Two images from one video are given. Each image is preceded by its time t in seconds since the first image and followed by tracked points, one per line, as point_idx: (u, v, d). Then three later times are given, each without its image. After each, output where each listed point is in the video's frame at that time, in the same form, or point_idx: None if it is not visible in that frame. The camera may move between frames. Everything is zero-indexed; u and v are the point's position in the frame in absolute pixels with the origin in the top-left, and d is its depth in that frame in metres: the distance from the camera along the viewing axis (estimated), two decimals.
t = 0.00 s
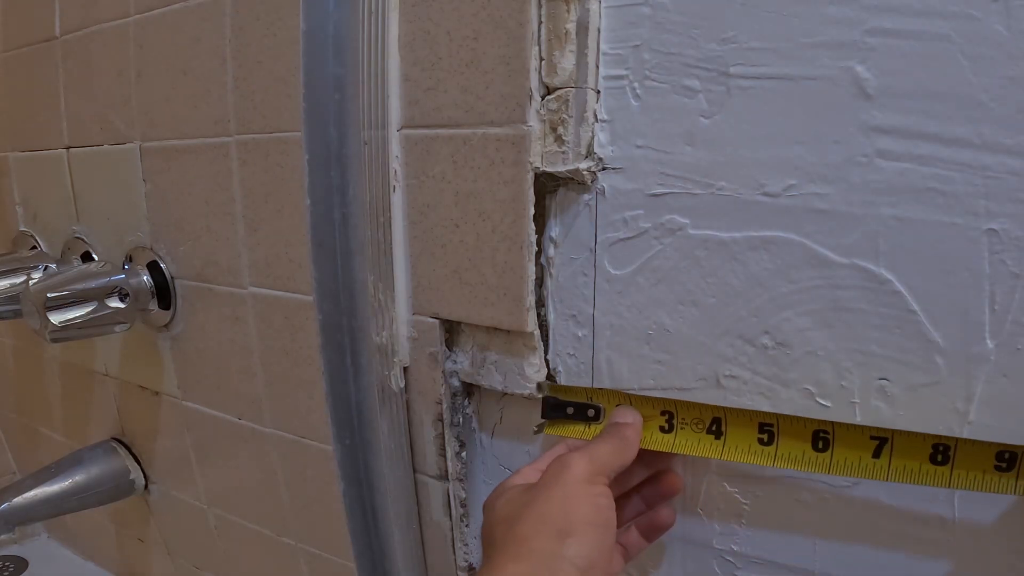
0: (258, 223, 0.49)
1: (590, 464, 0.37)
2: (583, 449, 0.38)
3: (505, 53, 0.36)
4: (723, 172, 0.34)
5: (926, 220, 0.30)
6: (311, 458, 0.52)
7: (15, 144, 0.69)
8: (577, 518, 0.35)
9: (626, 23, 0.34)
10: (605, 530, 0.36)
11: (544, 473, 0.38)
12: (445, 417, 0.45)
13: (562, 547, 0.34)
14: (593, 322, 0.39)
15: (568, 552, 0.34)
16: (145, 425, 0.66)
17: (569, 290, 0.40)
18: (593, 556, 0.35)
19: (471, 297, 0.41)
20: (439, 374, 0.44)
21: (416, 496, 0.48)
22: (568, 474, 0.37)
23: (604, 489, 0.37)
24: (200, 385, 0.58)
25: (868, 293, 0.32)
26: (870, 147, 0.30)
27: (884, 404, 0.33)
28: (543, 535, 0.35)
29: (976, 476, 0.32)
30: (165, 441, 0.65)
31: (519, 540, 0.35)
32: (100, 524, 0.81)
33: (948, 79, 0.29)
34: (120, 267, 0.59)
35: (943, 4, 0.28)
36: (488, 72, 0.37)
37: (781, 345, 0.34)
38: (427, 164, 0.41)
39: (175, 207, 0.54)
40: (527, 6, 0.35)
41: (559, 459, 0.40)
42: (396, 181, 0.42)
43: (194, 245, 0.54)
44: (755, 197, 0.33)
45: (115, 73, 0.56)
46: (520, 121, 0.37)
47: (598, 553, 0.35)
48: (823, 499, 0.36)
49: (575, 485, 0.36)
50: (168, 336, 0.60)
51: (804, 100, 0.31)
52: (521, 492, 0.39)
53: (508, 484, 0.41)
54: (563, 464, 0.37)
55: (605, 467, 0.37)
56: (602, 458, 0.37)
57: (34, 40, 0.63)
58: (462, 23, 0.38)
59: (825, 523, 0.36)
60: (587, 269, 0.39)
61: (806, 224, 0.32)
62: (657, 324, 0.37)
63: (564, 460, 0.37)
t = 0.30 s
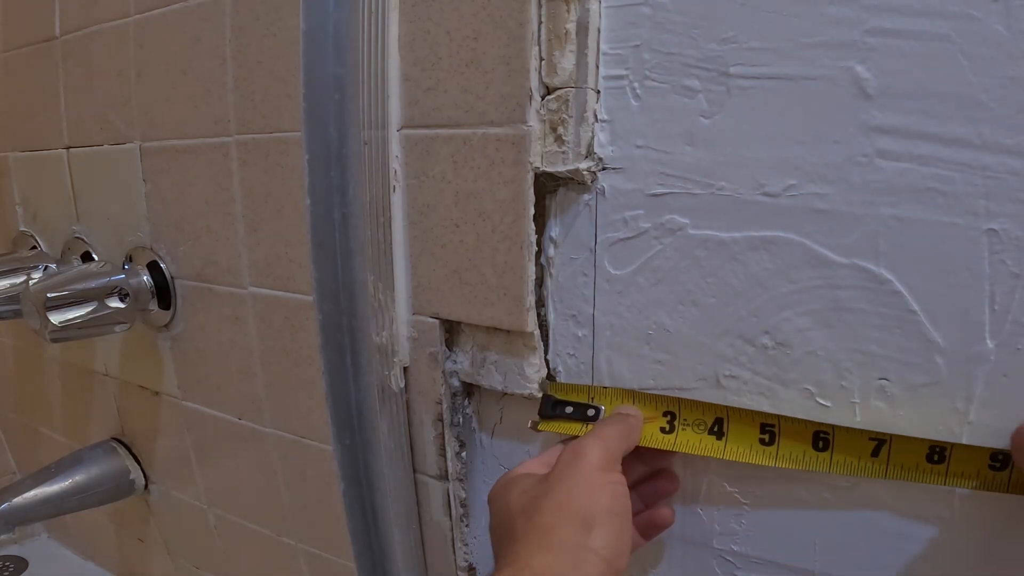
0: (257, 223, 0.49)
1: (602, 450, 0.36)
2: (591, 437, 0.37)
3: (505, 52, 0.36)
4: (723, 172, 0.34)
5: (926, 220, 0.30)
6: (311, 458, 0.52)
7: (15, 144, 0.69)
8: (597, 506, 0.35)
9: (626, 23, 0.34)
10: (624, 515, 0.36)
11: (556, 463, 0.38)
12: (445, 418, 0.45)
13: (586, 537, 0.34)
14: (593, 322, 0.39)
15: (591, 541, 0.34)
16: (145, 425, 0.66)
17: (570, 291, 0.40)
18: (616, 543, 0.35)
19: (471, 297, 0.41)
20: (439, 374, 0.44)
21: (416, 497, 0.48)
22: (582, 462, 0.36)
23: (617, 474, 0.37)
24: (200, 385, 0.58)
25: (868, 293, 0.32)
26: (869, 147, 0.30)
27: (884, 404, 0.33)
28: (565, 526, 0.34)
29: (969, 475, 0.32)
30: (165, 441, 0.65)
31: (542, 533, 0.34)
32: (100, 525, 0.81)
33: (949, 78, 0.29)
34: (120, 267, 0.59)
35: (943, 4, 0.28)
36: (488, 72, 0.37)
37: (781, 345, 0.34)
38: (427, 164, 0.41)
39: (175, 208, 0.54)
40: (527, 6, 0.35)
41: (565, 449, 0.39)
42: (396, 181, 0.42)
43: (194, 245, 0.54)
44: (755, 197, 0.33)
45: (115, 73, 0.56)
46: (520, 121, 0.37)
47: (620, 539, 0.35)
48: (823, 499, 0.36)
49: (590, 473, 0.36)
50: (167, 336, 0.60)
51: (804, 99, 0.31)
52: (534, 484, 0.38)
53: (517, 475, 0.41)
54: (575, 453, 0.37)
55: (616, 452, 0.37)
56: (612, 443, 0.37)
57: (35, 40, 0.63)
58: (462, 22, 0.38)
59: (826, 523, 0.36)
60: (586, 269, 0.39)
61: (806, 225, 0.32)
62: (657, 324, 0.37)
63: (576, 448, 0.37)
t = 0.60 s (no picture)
0: (257, 223, 0.49)
1: (601, 437, 0.36)
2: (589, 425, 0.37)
3: (505, 52, 0.36)
4: (723, 172, 0.34)
5: (925, 220, 0.30)
6: (311, 458, 0.52)
7: (15, 143, 0.69)
8: (595, 494, 0.35)
9: (626, 23, 0.34)
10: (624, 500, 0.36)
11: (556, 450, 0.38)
12: (445, 418, 0.45)
13: (585, 523, 0.35)
14: (594, 322, 0.39)
15: (590, 526, 0.35)
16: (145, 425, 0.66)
17: (570, 291, 0.40)
18: (616, 528, 0.35)
19: (471, 296, 0.41)
20: (439, 373, 0.44)
21: (416, 496, 0.48)
22: (581, 450, 0.36)
23: (617, 459, 0.37)
24: (200, 385, 0.58)
25: (868, 293, 0.32)
26: (870, 147, 0.30)
27: (884, 404, 0.33)
28: (564, 513, 0.35)
29: (965, 473, 0.32)
30: (165, 441, 0.65)
31: (542, 520, 0.35)
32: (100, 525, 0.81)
33: (949, 78, 0.29)
34: (121, 267, 0.59)
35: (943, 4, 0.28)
36: (488, 72, 0.37)
37: (781, 345, 0.34)
38: (427, 164, 0.41)
39: (175, 208, 0.54)
40: (527, 6, 0.35)
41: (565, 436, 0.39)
42: (396, 181, 0.42)
43: (194, 245, 0.54)
44: (755, 197, 0.33)
45: (115, 73, 0.56)
46: (520, 122, 0.37)
47: (621, 523, 0.36)
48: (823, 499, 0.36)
49: (588, 460, 0.36)
50: (167, 336, 0.60)
51: (804, 99, 0.31)
52: (536, 472, 0.39)
53: (519, 463, 0.42)
54: (574, 441, 0.37)
55: (615, 438, 0.37)
56: (611, 429, 0.36)
57: (34, 40, 0.63)
58: (462, 22, 0.38)
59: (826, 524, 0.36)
60: (587, 269, 0.39)
61: (807, 225, 0.32)
62: (657, 324, 0.37)
63: (575, 437, 0.37)
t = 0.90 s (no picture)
0: (257, 223, 0.49)
1: (601, 437, 0.36)
2: (590, 423, 0.37)
3: (505, 52, 0.36)
4: (722, 172, 0.34)
5: (925, 220, 0.30)
6: (312, 459, 0.52)
7: (15, 144, 0.69)
8: (595, 492, 0.35)
9: (626, 23, 0.34)
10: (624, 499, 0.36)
11: (556, 449, 0.38)
12: (445, 418, 0.45)
13: (584, 522, 0.34)
14: (594, 322, 0.39)
15: (590, 525, 0.34)
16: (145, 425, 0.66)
17: (570, 291, 0.40)
18: (616, 528, 0.35)
19: (471, 296, 0.41)
20: (439, 373, 0.44)
21: (416, 496, 0.48)
22: (581, 450, 0.36)
23: (617, 459, 0.37)
24: (201, 385, 0.58)
25: (868, 293, 0.32)
26: (869, 147, 0.30)
27: (884, 404, 0.33)
28: (564, 512, 0.35)
29: (965, 473, 0.32)
30: (165, 441, 0.65)
31: (541, 519, 0.35)
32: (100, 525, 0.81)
33: (948, 78, 0.29)
34: (121, 267, 0.59)
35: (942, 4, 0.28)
36: (488, 72, 0.37)
37: (781, 345, 0.34)
38: (427, 164, 0.41)
39: (174, 208, 0.54)
40: (527, 6, 0.35)
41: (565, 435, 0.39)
42: (395, 181, 0.42)
43: (194, 244, 0.54)
44: (755, 197, 0.33)
45: (115, 73, 0.56)
46: (520, 122, 0.37)
47: (620, 523, 0.35)
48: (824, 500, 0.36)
49: (588, 460, 0.36)
50: (167, 336, 0.60)
51: (804, 99, 0.31)
52: (535, 471, 0.39)
53: (519, 462, 0.42)
54: (574, 440, 0.37)
55: (616, 437, 0.37)
56: (611, 429, 0.36)
57: (34, 40, 0.63)
58: (462, 22, 0.38)
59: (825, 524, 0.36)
60: (587, 269, 0.39)
61: (807, 225, 0.32)
62: (657, 324, 0.37)
63: (575, 436, 0.37)
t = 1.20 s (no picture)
0: (257, 223, 0.49)
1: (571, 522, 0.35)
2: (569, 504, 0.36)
3: (505, 52, 0.36)
4: (722, 172, 0.34)
5: (924, 220, 0.30)
6: (311, 459, 0.52)
7: (15, 143, 0.69)
8: None
9: (626, 22, 0.34)
10: None
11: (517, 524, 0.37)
12: (445, 418, 0.45)
13: None
14: (594, 322, 0.39)
15: None
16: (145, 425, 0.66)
17: (569, 291, 0.39)
18: None
19: (471, 297, 0.41)
20: (439, 373, 0.44)
21: (416, 497, 0.48)
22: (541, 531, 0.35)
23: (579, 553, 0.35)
24: (201, 386, 0.58)
25: (868, 292, 0.32)
26: (869, 147, 0.31)
27: (885, 405, 0.33)
28: None
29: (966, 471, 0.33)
30: (165, 441, 0.65)
31: None
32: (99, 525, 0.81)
33: (947, 79, 0.29)
34: (121, 267, 0.59)
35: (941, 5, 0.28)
36: (488, 72, 0.37)
37: (782, 345, 0.34)
38: (427, 164, 0.41)
39: (174, 208, 0.54)
40: (527, 6, 0.35)
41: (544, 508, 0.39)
42: (395, 181, 0.42)
43: (194, 245, 0.54)
44: (755, 197, 0.33)
45: (115, 73, 0.56)
46: (519, 122, 0.37)
47: None
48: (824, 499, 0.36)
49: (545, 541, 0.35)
50: (166, 336, 0.60)
51: (805, 98, 0.31)
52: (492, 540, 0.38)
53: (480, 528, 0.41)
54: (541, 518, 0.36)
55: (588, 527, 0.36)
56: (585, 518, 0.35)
57: (34, 40, 0.63)
58: (462, 22, 0.38)
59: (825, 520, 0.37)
60: (586, 270, 0.38)
61: (807, 225, 0.32)
62: (657, 323, 0.37)
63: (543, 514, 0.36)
